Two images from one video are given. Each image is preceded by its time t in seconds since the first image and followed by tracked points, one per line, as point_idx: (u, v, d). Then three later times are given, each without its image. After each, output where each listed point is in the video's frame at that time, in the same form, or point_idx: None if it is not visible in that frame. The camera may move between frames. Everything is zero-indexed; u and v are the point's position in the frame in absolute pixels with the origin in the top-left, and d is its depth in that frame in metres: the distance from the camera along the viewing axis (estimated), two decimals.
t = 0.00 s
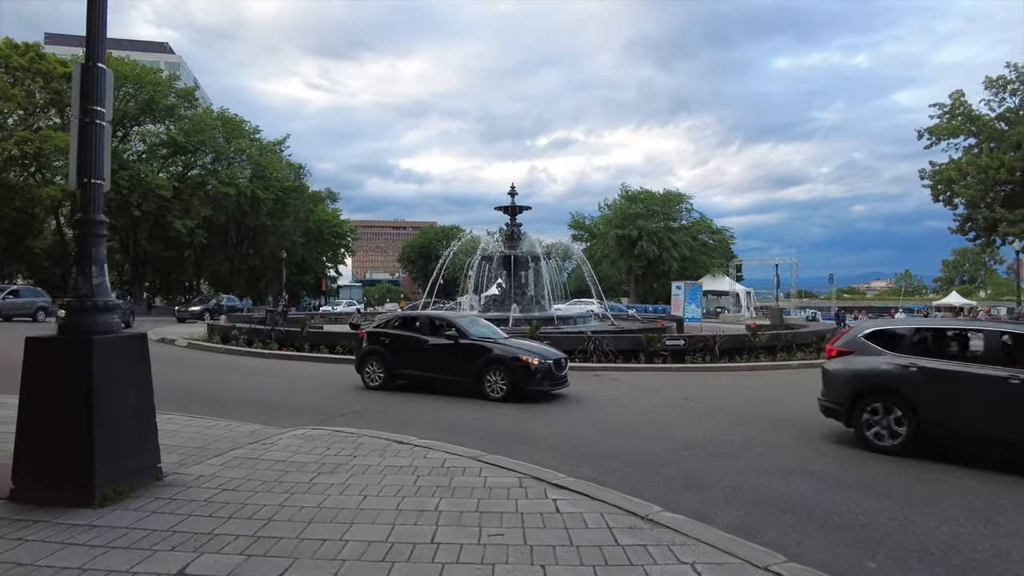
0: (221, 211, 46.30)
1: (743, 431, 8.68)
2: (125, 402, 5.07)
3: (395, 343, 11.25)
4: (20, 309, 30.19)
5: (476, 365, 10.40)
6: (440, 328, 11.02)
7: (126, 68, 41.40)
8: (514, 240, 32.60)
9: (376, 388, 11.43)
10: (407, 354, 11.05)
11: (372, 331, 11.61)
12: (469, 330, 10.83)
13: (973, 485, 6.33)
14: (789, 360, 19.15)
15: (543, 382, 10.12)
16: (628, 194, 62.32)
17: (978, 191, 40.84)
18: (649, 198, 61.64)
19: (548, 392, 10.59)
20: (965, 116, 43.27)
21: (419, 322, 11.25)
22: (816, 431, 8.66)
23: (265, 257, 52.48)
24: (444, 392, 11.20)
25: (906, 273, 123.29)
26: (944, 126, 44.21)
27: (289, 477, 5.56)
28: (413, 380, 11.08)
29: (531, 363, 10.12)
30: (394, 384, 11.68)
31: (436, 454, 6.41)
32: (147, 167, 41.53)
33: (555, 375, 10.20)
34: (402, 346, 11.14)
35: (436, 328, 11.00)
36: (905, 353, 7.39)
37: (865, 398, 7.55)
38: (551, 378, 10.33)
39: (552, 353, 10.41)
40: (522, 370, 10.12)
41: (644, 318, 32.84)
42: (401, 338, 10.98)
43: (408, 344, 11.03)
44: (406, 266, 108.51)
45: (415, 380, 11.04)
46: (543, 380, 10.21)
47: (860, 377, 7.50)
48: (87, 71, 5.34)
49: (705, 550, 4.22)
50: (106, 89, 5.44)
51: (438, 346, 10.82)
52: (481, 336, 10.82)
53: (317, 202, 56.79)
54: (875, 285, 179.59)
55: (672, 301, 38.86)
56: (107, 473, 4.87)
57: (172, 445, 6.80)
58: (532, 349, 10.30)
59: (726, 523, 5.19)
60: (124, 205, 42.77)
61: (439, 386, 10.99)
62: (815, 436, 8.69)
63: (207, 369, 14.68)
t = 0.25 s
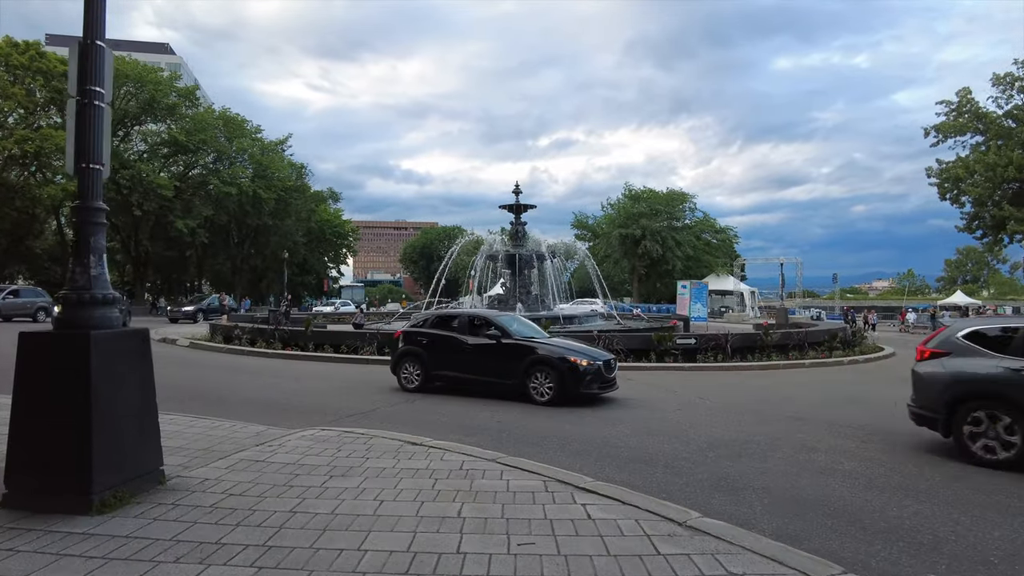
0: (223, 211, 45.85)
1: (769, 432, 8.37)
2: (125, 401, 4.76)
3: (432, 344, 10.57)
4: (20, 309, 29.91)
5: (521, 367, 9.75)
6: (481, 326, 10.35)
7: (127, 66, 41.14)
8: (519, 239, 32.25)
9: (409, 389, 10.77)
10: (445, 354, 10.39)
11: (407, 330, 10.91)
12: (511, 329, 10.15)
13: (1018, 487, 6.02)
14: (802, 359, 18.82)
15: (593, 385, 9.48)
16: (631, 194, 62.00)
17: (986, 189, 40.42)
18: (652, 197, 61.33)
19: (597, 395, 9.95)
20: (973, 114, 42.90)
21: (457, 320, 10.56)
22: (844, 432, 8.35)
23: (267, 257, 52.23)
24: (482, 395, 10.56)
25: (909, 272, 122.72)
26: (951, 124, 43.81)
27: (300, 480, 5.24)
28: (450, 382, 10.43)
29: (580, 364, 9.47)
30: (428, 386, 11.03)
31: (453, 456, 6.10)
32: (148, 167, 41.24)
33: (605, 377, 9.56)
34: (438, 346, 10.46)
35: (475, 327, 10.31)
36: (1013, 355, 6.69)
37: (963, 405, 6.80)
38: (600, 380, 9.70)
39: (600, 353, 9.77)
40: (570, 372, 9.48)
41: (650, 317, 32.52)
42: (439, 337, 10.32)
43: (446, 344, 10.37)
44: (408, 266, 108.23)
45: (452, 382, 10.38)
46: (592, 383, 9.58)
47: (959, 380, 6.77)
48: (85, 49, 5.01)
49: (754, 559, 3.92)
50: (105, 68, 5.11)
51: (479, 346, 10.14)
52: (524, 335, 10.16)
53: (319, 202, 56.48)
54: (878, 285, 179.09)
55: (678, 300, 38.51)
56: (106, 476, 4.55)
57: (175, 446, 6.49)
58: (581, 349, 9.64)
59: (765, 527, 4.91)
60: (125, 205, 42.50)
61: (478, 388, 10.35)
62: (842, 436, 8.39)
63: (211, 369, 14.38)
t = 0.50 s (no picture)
0: (224, 211, 45.55)
1: (799, 441, 8.03)
2: (124, 415, 4.39)
3: (474, 349, 9.96)
4: (19, 309, 29.52)
5: (571, 375, 9.05)
6: (527, 331, 9.70)
7: (128, 65, 40.78)
8: (524, 239, 31.86)
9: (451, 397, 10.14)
10: (489, 361, 9.77)
11: (447, 335, 10.34)
12: (560, 334, 9.48)
13: None
14: (817, 360, 18.43)
15: (650, 396, 8.74)
16: (635, 193, 61.61)
17: (995, 188, 40.03)
18: (656, 197, 60.94)
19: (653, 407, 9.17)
20: (981, 111, 42.52)
21: (500, 324, 9.94)
22: (877, 441, 8.01)
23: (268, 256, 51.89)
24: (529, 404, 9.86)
25: (912, 272, 122.10)
26: (959, 122, 43.41)
27: (313, 498, 4.88)
28: (493, 391, 9.77)
29: (636, 373, 8.70)
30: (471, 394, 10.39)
31: (474, 471, 5.73)
32: (149, 165, 40.89)
33: (663, 387, 8.80)
34: (482, 352, 9.85)
35: (520, 332, 9.68)
36: None
37: None
38: (658, 391, 8.92)
39: (658, 362, 8.99)
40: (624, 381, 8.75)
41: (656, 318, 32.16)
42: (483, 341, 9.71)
43: (489, 350, 9.76)
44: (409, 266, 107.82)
45: (496, 390, 9.72)
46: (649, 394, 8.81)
47: None
48: (80, 34, 4.64)
49: None
50: (102, 56, 4.75)
51: (524, 353, 9.49)
52: (574, 341, 9.46)
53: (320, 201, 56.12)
54: (879, 284, 178.28)
55: (684, 300, 38.08)
56: (103, 497, 4.18)
57: (178, 459, 6.13)
58: (636, 356, 8.89)
59: (815, 550, 4.56)
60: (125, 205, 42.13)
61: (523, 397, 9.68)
62: (873, 442, 8.06)
63: (214, 372, 14.02)
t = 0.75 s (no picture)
0: (227, 209, 45.35)
1: (830, 447, 7.77)
2: (134, 422, 4.10)
3: (523, 353, 9.47)
4: (20, 308, 29.25)
5: (630, 381, 8.53)
6: (581, 334, 9.20)
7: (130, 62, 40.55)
8: (530, 238, 31.57)
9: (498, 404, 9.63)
10: (539, 365, 9.28)
11: (494, 337, 9.87)
12: (617, 338, 8.98)
13: None
14: (831, 361, 18.14)
15: (716, 404, 8.22)
16: (639, 192, 61.32)
17: (1003, 187, 39.71)
18: (660, 195, 60.66)
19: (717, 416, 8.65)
20: (989, 110, 42.22)
21: (550, 327, 9.45)
22: (911, 447, 7.76)
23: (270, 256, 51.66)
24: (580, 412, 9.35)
25: (915, 271, 121.72)
26: (966, 121, 43.09)
27: (334, 511, 4.59)
28: (544, 397, 9.27)
29: (702, 378, 8.20)
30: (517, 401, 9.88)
31: (502, 480, 5.44)
32: (151, 164, 40.66)
33: (730, 395, 8.28)
34: (531, 356, 9.36)
35: (573, 335, 9.19)
36: None
37: None
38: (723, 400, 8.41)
39: (723, 368, 8.49)
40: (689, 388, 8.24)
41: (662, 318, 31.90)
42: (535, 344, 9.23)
43: (540, 354, 9.27)
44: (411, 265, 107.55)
45: (546, 397, 9.22)
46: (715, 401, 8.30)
47: None
48: (87, 17, 4.34)
49: None
50: (111, 40, 4.46)
51: (577, 356, 9.00)
52: (632, 345, 8.96)
53: (323, 200, 55.88)
54: (881, 284, 177.74)
55: (690, 300, 37.80)
56: (112, 512, 3.88)
57: (189, 466, 5.85)
58: (701, 361, 8.40)
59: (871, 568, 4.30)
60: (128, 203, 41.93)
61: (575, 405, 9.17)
62: (906, 448, 7.81)
63: (221, 373, 13.74)
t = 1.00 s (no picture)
0: (230, 209, 45.14)
1: (866, 455, 7.49)
2: (151, 438, 3.81)
3: (578, 359, 8.92)
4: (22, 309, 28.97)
5: (699, 391, 7.96)
6: (641, 340, 8.62)
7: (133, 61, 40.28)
8: (537, 238, 31.25)
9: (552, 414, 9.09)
10: (596, 373, 8.73)
11: (545, 342, 9.32)
12: (682, 344, 8.38)
13: None
14: (846, 364, 17.83)
15: (794, 417, 7.66)
16: (643, 192, 61.02)
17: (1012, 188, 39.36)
18: (665, 195, 60.33)
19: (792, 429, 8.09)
20: (998, 110, 41.89)
21: (607, 331, 8.90)
22: (949, 456, 7.47)
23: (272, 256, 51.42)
24: (640, 423, 8.82)
25: (919, 273, 121.21)
26: (975, 121, 42.74)
27: (362, 530, 4.31)
28: (600, 407, 8.73)
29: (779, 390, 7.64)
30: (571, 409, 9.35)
31: (536, 495, 5.13)
32: (153, 164, 40.40)
33: (808, 406, 7.73)
34: (586, 363, 8.81)
35: (632, 340, 8.61)
36: None
37: None
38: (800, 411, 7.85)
39: (799, 377, 7.92)
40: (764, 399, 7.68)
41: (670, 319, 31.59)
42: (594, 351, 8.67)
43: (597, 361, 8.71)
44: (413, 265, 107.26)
45: (603, 406, 8.68)
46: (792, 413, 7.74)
47: None
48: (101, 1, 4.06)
49: None
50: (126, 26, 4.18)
51: (638, 364, 8.43)
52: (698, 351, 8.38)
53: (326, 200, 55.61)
54: (884, 285, 177.24)
55: (697, 301, 37.49)
56: (127, 534, 3.59)
57: (204, 479, 5.56)
58: (776, 370, 7.83)
59: None
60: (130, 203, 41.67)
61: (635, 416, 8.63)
62: (943, 456, 7.53)
63: (228, 376, 13.45)
